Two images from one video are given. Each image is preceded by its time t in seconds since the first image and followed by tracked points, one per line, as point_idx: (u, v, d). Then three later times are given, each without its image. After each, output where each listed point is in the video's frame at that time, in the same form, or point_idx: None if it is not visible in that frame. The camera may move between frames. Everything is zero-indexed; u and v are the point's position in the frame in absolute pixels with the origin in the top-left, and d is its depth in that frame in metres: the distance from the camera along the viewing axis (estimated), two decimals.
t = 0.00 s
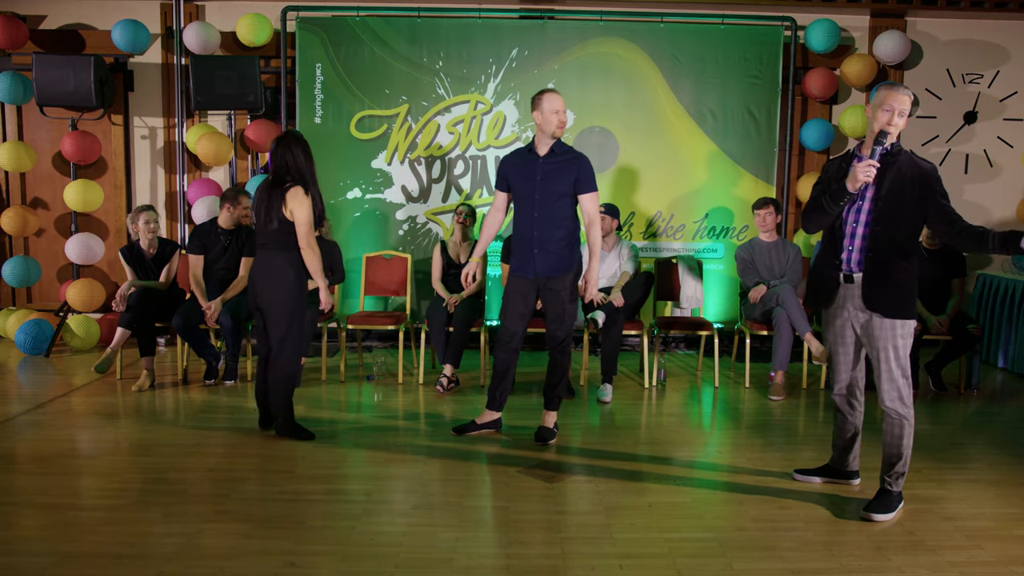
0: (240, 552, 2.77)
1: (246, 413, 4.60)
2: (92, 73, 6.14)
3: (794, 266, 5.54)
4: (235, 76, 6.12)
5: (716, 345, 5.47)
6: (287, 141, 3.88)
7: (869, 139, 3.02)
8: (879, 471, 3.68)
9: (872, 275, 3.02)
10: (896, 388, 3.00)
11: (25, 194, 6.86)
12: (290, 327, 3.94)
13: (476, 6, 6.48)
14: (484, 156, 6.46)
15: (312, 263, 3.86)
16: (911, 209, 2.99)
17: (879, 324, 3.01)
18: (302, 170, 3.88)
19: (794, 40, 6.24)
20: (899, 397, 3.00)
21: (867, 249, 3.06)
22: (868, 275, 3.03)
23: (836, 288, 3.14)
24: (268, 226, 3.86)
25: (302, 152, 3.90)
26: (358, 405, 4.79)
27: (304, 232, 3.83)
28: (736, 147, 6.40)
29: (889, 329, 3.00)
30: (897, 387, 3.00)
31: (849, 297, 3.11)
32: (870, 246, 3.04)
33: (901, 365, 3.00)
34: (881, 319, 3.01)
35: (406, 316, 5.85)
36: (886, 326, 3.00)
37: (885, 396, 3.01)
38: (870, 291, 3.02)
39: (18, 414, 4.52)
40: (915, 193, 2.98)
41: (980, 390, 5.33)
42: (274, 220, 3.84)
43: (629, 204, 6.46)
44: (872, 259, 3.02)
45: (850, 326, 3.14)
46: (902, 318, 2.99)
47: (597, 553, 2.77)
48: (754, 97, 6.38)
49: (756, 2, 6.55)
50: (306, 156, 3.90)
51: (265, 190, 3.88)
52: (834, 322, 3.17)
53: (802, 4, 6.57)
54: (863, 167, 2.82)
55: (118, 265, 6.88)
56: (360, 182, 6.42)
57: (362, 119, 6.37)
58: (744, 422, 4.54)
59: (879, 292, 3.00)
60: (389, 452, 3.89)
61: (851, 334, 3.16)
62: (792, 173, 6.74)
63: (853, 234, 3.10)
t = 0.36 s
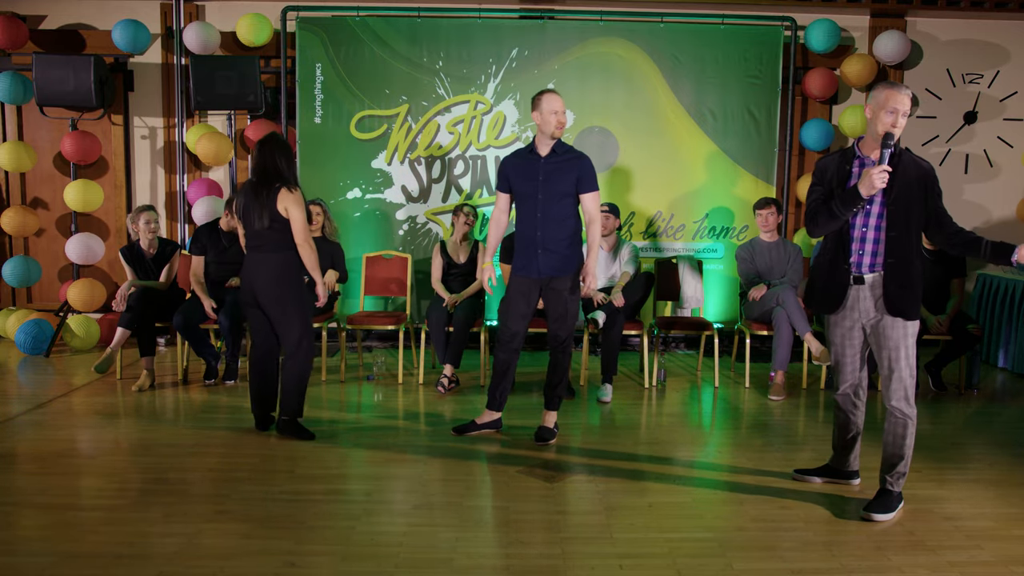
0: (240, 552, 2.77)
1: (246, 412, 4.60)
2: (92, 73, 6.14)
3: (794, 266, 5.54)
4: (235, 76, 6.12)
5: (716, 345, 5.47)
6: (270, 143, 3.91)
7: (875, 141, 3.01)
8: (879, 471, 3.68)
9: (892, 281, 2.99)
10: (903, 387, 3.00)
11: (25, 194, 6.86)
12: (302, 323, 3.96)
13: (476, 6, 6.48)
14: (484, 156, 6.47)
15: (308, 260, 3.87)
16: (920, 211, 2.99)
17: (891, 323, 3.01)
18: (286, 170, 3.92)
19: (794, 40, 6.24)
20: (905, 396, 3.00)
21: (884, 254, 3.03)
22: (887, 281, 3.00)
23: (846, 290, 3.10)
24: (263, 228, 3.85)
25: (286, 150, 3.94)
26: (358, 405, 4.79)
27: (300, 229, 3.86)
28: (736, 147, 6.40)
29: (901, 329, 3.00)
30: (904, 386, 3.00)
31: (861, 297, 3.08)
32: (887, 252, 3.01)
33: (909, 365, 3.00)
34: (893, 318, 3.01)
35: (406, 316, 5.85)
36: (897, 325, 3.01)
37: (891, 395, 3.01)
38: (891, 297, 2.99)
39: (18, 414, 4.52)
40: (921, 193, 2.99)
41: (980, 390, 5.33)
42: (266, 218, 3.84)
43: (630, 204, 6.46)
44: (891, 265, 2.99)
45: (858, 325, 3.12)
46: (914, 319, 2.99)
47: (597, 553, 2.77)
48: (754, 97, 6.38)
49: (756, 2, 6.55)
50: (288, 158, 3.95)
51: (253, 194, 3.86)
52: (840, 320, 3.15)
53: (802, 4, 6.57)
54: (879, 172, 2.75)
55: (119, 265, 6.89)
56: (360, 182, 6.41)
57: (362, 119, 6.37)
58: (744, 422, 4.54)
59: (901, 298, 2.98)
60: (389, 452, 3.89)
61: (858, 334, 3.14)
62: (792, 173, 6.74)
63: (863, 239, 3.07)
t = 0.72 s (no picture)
0: (240, 552, 2.77)
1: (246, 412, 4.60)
2: (92, 73, 6.14)
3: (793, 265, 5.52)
4: (235, 76, 6.12)
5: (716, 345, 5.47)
6: (267, 145, 3.95)
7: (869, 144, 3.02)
8: (879, 471, 3.68)
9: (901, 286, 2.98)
10: (907, 388, 2.99)
11: (25, 194, 6.86)
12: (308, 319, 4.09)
13: (476, 6, 6.48)
14: (484, 156, 6.47)
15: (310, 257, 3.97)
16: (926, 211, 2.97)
17: (897, 324, 3.01)
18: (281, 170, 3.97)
19: (794, 40, 6.24)
20: (909, 397, 3.00)
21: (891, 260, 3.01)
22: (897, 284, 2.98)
23: (855, 293, 3.09)
24: (269, 226, 3.89)
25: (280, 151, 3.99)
26: (358, 405, 4.79)
27: (304, 228, 3.96)
28: (736, 147, 6.40)
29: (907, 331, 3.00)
30: (907, 387, 2.99)
31: (868, 298, 3.07)
32: (894, 258, 2.99)
33: (915, 365, 2.99)
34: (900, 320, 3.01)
35: (406, 316, 5.85)
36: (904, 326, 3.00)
37: (895, 395, 3.01)
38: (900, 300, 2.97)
39: (18, 414, 4.52)
40: (925, 194, 2.97)
41: (980, 390, 5.33)
42: (271, 217, 3.88)
43: (630, 204, 6.46)
44: (899, 271, 2.98)
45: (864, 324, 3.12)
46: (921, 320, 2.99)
47: (597, 553, 2.77)
48: (754, 97, 6.38)
49: (756, 2, 6.55)
50: (283, 159, 4.00)
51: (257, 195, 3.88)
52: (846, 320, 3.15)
53: (802, 4, 6.57)
54: (876, 179, 2.76)
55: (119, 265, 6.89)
56: (360, 182, 6.41)
57: (362, 119, 6.37)
58: (744, 422, 4.54)
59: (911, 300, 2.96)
60: (389, 452, 3.89)
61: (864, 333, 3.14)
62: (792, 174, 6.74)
63: (869, 246, 3.05)
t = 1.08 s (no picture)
0: (240, 551, 2.77)
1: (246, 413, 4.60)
2: (92, 73, 6.14)
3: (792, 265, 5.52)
4: (236, 76, 6.12)
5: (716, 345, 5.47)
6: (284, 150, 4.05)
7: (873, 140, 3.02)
8: (879, 471, 3.68)
9: (896, 290, 2.98)
10: (910, 391, 2.99)
11: (25, 194, 6.86)
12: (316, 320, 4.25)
13: (476, 6, 6.48)
14: (484, 156, 6.47)
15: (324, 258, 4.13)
16: (926, 216, 2.94)
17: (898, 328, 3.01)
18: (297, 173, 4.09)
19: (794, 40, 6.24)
20: (911, 400, 3.00)
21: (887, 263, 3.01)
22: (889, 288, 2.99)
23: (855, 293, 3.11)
24: (289, 228, 3.97)
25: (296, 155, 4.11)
26: (358, 405, 4.79)
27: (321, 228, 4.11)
28: (736, 147, 6.40)
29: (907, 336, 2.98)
30: (910, 389, 2.99)
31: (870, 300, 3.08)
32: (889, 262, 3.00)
33: (917, 369, 2.98)
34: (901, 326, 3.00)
35: (406, 316, 5.85)
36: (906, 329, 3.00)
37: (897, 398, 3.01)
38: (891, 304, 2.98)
39: (17, 414, 4.52)
40: (930, 199, 2.93)
41: (980, 389, 5.33)
42: (295, 217, 3.99)
43: (629, 204, 6.47)
44: (894, 275, 2.98)
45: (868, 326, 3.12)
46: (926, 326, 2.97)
47: (597, 553, 2.77)
48: (754, 97, 6.38)
49: (756, 2, 6.55)
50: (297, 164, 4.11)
51: (278, 197, 3.96)
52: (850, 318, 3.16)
53: (802, 4, 6.57)
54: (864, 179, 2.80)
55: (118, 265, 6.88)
56: (360, 182, 6.42)
57: (362, 119, 6.37)
58: (744, 422, 4.54)
59: (902, 305, 2.96)
60: (390, 453, 3.89)
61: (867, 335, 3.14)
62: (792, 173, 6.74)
63: (868, 247, 3.06)
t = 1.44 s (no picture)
0: (240, 551, 2.77)
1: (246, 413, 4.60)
2: (92, 73, 6.14)
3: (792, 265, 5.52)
4: (235, 76, 6.12)
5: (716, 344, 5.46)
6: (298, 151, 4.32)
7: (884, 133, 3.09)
8: (879, 471, 3.68)
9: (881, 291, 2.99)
10: (905, 393, 2.99)
11: (25, 194, 6.86)
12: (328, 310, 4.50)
13: (476, 6, 6.48)
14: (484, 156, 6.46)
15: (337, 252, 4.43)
16: (920, 219, 2.91)
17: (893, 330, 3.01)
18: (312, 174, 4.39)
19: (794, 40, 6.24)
20: (908, 403, 3.00)
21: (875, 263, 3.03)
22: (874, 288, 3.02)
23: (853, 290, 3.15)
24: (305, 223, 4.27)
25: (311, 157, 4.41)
26: (358, 405, 4.79)
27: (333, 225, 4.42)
28: (736, 146, 6.40)
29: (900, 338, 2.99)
30: (907, 392, 2.99)
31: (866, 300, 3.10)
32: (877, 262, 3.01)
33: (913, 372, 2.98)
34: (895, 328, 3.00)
35: (406, 316, 5.85)
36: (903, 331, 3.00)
37: (893, 401, 3.02)
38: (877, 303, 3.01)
39: (17, 415, 4.52)
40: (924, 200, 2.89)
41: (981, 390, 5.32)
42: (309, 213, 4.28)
43: (628, 204, 6.46)
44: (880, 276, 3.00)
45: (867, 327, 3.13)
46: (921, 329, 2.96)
47: (597, 553, 2.77)
48: (754, 97, 6.38)
49: (756, 2, 6.55)
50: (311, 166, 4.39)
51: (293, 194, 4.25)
52: (855, 319, 3.20)
53: (802, 4, 6.57)
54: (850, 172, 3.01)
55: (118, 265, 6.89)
56: (360, 182, 6.42)
57: (362, 119, 6.37)
58: (744, 422, 4.54)
59: (887, 307, 2.97)
60: (389, 453, 3.89)
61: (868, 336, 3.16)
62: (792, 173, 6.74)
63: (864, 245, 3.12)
